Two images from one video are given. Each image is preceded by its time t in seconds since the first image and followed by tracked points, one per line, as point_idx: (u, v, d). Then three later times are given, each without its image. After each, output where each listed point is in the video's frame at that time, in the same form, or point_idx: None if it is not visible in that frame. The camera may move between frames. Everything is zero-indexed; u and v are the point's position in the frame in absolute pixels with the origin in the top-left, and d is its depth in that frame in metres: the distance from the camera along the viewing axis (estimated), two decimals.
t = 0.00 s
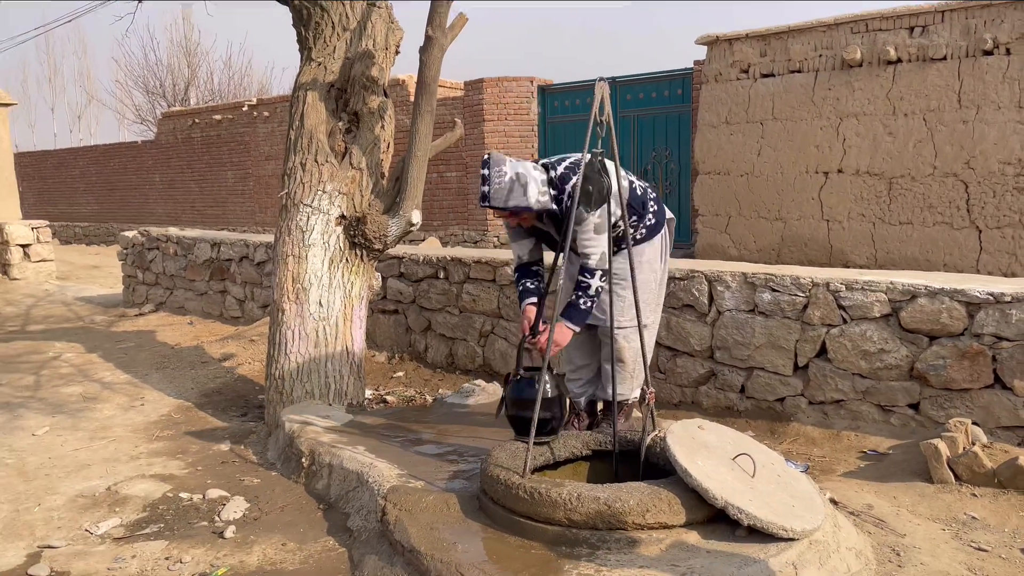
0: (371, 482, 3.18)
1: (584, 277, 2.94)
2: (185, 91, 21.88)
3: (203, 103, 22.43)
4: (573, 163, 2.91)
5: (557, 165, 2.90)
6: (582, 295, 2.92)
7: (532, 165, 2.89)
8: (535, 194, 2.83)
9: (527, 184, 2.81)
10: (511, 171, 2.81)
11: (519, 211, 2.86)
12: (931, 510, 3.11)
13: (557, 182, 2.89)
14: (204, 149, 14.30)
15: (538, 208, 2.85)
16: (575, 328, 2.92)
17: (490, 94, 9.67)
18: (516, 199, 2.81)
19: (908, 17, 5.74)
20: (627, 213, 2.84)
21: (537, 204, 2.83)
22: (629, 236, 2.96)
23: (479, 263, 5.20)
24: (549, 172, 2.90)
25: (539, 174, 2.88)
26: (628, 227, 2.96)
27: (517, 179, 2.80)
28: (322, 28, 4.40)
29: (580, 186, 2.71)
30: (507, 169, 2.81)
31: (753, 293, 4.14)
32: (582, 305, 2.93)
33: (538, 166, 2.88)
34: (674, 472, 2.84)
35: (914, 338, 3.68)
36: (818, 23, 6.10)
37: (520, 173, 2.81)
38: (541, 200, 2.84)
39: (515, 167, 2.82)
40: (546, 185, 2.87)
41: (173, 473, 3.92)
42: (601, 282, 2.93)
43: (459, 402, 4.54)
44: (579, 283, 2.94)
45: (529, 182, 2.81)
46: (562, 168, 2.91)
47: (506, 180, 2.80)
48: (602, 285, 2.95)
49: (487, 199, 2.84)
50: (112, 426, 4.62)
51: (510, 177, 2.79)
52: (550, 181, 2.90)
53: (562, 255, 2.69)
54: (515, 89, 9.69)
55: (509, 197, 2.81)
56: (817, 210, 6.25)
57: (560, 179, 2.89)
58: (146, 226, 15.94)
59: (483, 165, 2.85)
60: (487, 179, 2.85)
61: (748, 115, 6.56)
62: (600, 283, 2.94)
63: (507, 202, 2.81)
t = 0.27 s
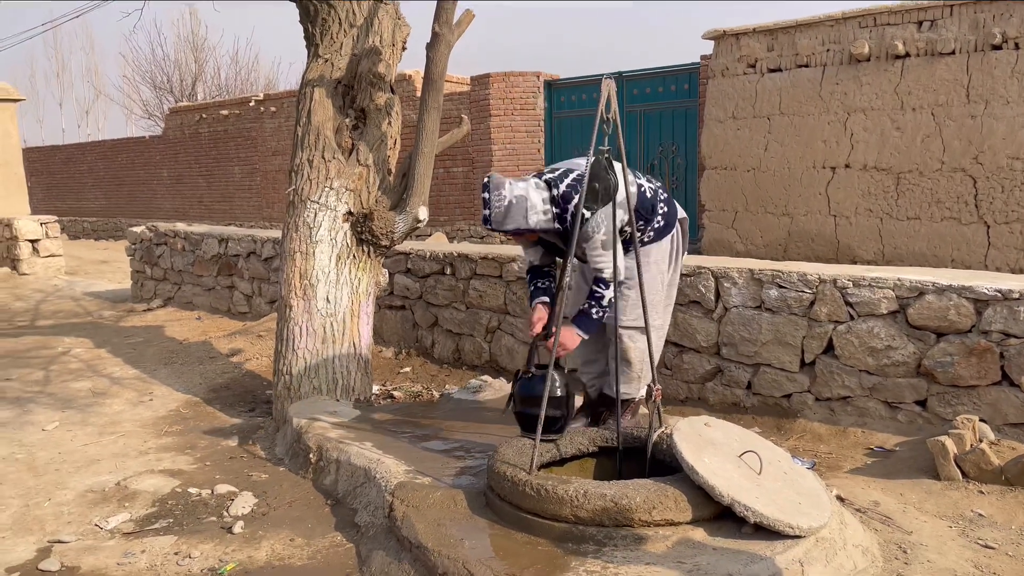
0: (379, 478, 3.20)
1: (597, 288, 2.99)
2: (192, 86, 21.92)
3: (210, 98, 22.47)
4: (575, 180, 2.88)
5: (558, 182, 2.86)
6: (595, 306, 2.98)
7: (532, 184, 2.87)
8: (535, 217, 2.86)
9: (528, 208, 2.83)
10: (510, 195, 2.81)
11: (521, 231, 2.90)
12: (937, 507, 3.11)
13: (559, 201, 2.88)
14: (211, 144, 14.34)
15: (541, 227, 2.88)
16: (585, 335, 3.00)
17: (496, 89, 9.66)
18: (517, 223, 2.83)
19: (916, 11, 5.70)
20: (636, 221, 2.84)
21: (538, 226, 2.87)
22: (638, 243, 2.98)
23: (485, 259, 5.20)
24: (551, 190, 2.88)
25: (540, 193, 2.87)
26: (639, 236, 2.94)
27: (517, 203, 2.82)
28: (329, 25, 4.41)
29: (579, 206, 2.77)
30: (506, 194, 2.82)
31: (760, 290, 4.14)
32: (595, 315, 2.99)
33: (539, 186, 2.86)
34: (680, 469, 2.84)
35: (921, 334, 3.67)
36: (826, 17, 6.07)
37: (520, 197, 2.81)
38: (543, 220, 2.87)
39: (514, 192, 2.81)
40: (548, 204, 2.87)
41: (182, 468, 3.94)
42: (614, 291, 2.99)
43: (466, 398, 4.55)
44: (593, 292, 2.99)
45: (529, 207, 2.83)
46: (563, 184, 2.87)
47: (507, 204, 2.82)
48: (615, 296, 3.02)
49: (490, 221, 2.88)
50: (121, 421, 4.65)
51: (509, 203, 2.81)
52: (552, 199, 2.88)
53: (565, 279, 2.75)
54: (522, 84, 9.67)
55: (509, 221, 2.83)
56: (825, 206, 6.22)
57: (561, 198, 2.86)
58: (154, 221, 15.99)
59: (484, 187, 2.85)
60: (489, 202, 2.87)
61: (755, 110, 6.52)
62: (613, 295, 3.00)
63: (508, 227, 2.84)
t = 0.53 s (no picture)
0: (380, 472, 3.20)
1: (599, 290, 3.04)
2: (195, 81, 21.92)
3: (213, 93, 22.48)
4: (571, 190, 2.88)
5: (554, 192, 2.86)
6: (597, 308, 3.01)
7: (528, 195, 2.88)
8: (533, 227, 2.88)
9: (526, 219, 2.84)
10: (507, 208, 2.82)
11: (519, 242, 2.92)
12: (939, 502, 3.10)
13: (555, 210, 2.89)
14: (214, 140, 14.34)
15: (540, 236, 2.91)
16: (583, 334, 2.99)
17: (499, 83, 9.64)
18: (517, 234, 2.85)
19: (920, 5, 5.65)
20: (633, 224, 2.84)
21: (537, 236, 2.90)
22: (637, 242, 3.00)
23: (486, 254, 5.20)
24: (547, 199, 2.88)
25: (537, 203, 2.88)
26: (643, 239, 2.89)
27: (515, 215, 2.83)
28: (330, 19, 4.41)
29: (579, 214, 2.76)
30: (504, 207, 2.82)
31: (761, 284, 4.13)
32: (594, 314, 2.99)
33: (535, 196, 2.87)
34: (681, 463, 2.84)
35: (923, 329, 3.66)
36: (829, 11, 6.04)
37: (518, 209, 2.83)
38: (542, 230, 2.90)
39: (512, 204, 2.82)
40: (546, 214, 2.89)
41: (183, 463, 3.95)
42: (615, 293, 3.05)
43: (468, 392, 4.56)
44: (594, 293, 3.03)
45: (527, 218, 2.84)
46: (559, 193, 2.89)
47: (505, 217, 2.83)
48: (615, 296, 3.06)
49: (489, 234, 2.89)
50: (123, 416, 4.66)
51: (508, 215, 2.81)
52: (549, 208, 2.90)
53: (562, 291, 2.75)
54: (524, 79, 9.65)
55: (509, 233, 2.86)
56: (827, 200, 6.20)
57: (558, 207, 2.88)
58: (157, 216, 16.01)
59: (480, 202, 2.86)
60: (487, 214, 2.87)
61: (758, 104, 6.49)
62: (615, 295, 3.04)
63: (507, 238, 2.86)
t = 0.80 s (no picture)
0: (378, 469, 3.21)
1: (586, 288, 3.04)
2: (194, 78, 21.89)
3: (212, 90, 22.46)
4: (554, 196, 2.93)
5: (538, 200, 2.93)
6: (583, 307, 3.01)
7: (514, 204, 2.94)
8: (523, 236, 2.93)
9: (512, 228, 2.89)
10: (493, 220, 2.88)
11: (509, 252, 2.97)
12: (937, 498, 3.10)
13: (542, 216, 2.94)
14: (213, 136, 14.33)
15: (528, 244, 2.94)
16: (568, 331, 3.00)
17: (498, 80, 9.61)
18: (505, 244, 2.90)
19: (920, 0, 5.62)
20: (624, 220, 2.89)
21: (526, 245, 2.94)
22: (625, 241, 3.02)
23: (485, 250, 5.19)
24: (533, 207, 2.95)
25: (523, 211, 2.93)
26: (639, 233, 3.00)
27: (501, 226, 2.89)
28: (328, 15, 4.40)
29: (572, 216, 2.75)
30: (490, 219, 2.88)
31: (760, 280, 4.12)
32: (580, 312, 3.01)
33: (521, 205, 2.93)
34: (678, 459, 2.84)
35: (922, 324, 3.65)
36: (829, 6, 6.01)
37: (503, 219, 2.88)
38: (530, 239, 2.94)
39: (498, 215, 2.88)
40: (532, 221, 2.94)
41: (182, 460, 3.95)
42: (603, 292, 3.06)
43: (467, 388, 4.56)
44: (581, 292, 3.04)
45: (515, 228, 2.89)
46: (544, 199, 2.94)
47: (492, 228, 2.88)
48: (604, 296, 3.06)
49: (479, 247, 2.95)
50: (122, 413, 4.66)
51: (494, 227, 2.88)
52: (535, 216, 2.95)
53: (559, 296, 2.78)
54: (523, 75, 9.63)
55: (498, 242, 2.90)
56: (827, 196, 6.18)
57: (543, 213, 2.93)
58: (156, 213, 16.00)
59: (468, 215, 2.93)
60: (476, 228, 2.94)
61: (757, 100, 6.48)
62: (603, 294, 3.05)
63: (497, 250, 2.91)
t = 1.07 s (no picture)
0: (375, 466, 3.21)
1: (575, 286, 3.02)
2: (191, 75, 21.85)
3: (209, 87, 22.41)
4: (545, 193, 2.96)
5: (529, 198, 2.96)
6: (570, 304, 3.02)
7: (506, 203, 2.96)
8: (514, 235, 2.95)
9: (504, 227, 2.91)
10: (486, 218, 2.89)
11: (501, 251, 2.98)
12: (933, 493, 3.11)
13: (533, 215, 2.97)
14: (210, 134, 14.30)
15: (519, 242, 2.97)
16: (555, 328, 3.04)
17: (495, 76, 9.63)
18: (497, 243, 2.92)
19: None
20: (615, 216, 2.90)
21: (518, 243, 2.96)
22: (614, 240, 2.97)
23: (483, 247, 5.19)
24: (525, 206, 2.98)
25: (515, 210, 2.95)
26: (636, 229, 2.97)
27: (494, 224, 2.90)
28: (324, 12, 4.39)
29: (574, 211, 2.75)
30: (482, 217, 2.90)
31: (757, 277, 4.13)
32: (568, 310, 3.02)
33: (513, 204, 2.96)
34: (676, 455, 2.85)
35: (919, 320, 3.66)
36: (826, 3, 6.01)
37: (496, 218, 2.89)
38: (521, 237, 2.97)
39: (489, 214, 2.90)
40: (525, 220, 2.96)
41: (180, 457, 3.95)
42: (591, 290, 3.02)
43: (465, 385, 4.57)
44: (569, 290, 3.03)
45: (507, 226, 2.91)
46: (535, 197, 2.97)
47: (484, 226, 2.90)
48: (591, 296, 3.04)
49: (471, 246, 2.97)
50: (120, 411, 4.66)
51: (486, 225, 2.89)
52: (527, 214, 2.98)
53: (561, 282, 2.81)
54: (520, 72, 9.62)
55: (490, 241, 2.92)
56: (824, 192, 6.19)
57: (534, 211, 2.96)
58: (153, 211, 15.98)
59: (460, 213, 2.95)
60: (468, 227, 2.96)
61: (755, 97, 6.48)
62: (589, 294, 3.02)
63: (487, 248, 2.94)
